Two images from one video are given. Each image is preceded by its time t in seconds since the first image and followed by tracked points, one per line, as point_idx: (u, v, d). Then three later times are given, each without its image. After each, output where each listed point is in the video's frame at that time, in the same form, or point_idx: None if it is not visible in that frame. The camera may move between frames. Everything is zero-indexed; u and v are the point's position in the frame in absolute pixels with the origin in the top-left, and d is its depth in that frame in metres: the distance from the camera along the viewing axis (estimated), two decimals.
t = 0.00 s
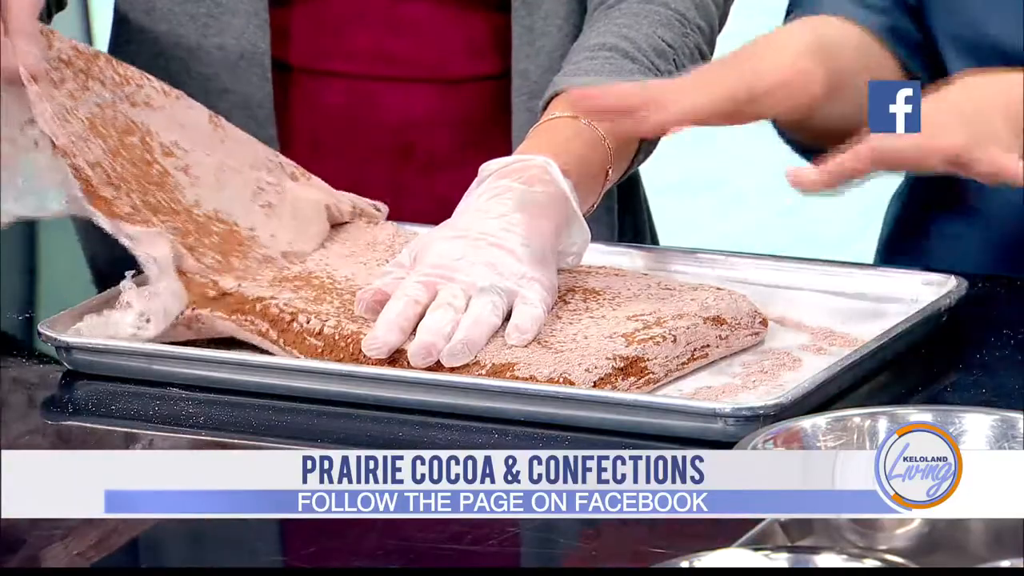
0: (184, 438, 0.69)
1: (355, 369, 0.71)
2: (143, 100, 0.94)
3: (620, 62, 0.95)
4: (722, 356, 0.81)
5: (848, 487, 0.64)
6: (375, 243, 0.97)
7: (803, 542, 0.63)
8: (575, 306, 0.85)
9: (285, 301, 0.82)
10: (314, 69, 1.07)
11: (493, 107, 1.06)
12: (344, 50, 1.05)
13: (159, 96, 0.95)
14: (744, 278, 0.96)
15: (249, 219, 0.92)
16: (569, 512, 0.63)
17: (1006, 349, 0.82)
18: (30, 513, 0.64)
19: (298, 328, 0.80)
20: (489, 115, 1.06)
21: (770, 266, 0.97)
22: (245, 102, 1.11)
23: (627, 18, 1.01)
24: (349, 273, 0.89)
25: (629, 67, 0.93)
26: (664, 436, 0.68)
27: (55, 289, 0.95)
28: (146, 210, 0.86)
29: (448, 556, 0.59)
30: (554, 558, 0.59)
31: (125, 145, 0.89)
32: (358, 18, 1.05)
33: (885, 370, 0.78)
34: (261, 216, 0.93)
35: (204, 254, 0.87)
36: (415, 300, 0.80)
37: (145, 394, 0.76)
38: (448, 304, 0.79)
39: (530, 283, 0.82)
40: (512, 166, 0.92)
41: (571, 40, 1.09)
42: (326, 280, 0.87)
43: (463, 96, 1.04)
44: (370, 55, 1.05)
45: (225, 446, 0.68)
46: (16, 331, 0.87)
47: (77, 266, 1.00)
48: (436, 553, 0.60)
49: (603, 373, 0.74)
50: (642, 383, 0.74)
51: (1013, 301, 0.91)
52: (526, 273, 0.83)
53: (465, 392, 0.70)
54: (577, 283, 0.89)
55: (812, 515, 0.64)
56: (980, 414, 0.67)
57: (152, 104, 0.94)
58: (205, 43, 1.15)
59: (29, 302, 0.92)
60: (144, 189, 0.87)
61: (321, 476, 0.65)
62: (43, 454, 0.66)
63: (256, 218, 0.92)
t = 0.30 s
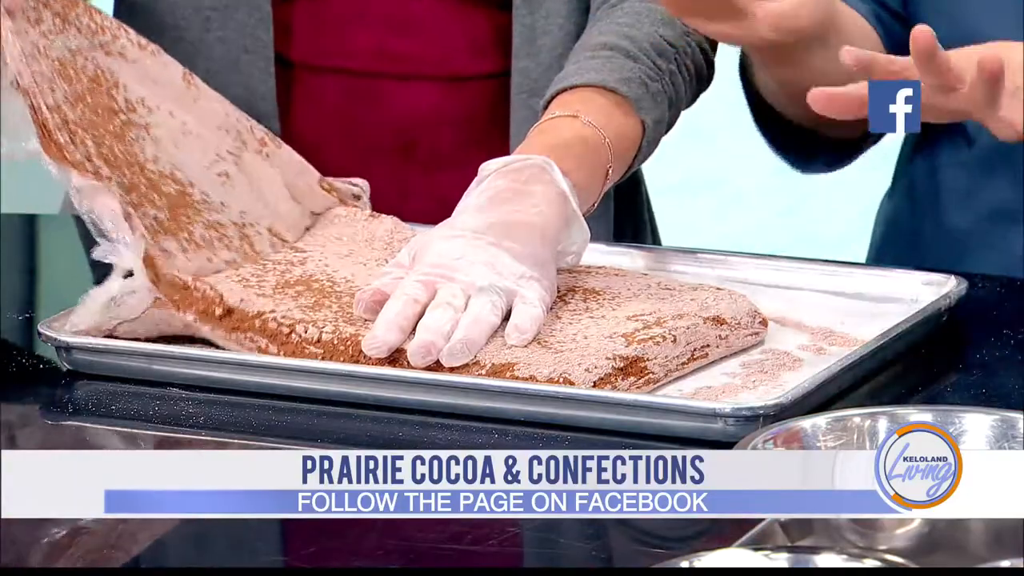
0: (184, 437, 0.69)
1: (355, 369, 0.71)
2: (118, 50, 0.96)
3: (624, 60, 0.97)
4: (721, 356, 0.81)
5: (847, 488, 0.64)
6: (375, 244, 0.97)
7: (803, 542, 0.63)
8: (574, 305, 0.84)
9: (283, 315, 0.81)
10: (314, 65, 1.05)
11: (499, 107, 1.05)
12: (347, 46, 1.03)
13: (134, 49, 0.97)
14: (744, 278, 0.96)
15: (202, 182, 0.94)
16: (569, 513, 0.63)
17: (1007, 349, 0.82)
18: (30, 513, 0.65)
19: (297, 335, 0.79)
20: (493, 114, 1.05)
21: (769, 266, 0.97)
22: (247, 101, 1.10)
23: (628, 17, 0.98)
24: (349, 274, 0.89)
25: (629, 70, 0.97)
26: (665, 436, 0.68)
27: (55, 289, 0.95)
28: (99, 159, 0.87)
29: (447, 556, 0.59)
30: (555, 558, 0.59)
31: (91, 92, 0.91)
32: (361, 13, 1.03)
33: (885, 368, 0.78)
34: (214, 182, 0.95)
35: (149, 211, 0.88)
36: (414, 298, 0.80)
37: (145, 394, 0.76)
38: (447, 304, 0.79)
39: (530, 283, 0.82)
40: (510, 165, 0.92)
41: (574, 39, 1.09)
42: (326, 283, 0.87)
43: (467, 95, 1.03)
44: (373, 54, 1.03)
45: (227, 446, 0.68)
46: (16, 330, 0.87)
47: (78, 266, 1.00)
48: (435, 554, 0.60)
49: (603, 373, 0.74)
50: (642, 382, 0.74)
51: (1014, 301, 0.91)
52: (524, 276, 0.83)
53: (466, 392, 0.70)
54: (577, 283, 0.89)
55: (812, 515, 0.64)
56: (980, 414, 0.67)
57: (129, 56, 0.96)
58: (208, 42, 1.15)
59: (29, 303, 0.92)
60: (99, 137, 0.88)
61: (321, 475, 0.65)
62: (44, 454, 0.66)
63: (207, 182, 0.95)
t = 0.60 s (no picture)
0: (185, 437, 0.69)
1: (355, 369, 0.70)
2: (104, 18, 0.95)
3: (624, 60, 0.98)
4: (721, 356, 0.81)
5: (847, 488, 0.64)
6: (375, 244, 0.97)
7: (803, 542, 0.63)
8: (572, 305, 0.85)
9: (280, 325, 0.80)
10: (317, 63, 1.06)
11: (501, 106, 1.06)
12: (351, 43, 1.03)
13: (120, 18, 0.97)
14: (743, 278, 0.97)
15: (172, 154, 0.95)
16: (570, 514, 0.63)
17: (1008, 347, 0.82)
18: (30, 513, 0.64)
19: (293, 342, 0.79)
20: (495, 113, 1.06)
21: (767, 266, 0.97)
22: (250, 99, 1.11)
23: (628, 18, 1.01)
24: (348, 274, 0.89)
25: (630, 70, 0.98)
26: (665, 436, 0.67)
27: (54, 289, 0.95)
28: (67, 122, 0.84)
29: (447, 556, 0.59)
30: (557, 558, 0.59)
31: (70, 55, 0.89)
32: (365, 9, 1.02)
33: (885, 368, 0.78)
34: (187, 157, 0.96)
35: (108, 175, 0.87)
36: (414, 297, 0.80)
37: (146, 394, 0.76)
38: (446, 303, 0.79)
39: (529, 283, 0.82)
40: (509, 165, 0.92)
41: (574, 40, 1.10)
42: (326, 283, 0.87)
43: (469, 93, 1.04)
44: (377, 51, 1.02)
45: (227, 446, 0.68)
46: (16, 330, 0.87)
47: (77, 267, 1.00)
48: (436, 554, 0.60)
49: (603, 373, 0.74)
50: (643, 381, 0.75)
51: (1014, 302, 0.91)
52: (524, 274, 0.83)
53: (467, 392, 0.69)
54: (577, 283, 0.89)
55: (812, 515, 0.64)
56: (980, 414, 0.68)
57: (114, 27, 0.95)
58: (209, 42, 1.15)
59: (29, 304, 0.92)
60: (71, 101, 0.86)
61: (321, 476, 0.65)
62: (44, 454, 0.66)
63: (179, 155, 0.95)
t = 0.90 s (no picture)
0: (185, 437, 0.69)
1: (355, 368, 0.71)
2: None
3: (624, 60, 0.98)
4: (720, 356, 0.81)
5: (846, 488, 0.64)
6: (374, 245, 0.96)
7: (803, 542, 0.62)
8: (571, 305, 0.84)
9: (279, 324, 0.80)
10: (319, 60, 1.05)
11: (502, 104, 1.06)
12: (355, 40, 1.03)
13: None
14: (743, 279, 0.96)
15: (156, 125, 0.95)
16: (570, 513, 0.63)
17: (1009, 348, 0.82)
18: (28, 513, 0.63)
19: (292, 342, 0.79)
20: (496, 112, 1.06)
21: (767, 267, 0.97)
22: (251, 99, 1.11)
23: (627, 18, 1.01)
24: (348, 274, 0.89)
25: (629, 70, 0.98)
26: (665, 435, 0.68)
27: (53, 289, 0.95)
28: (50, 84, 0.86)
29: (447, 556, 0.59)
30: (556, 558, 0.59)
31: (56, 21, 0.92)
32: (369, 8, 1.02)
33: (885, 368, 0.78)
34: (170, 130, 0.96)
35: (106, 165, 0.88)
36: (414, 297, 0.79)
37: (145, 394, 0.76)
38: (446, 303, 0.79)
39: (530, 283, 0.82)
40: (509, 166, 0.92)
41: (575, 40, 1.10)
42: (326, 283, 0.87)
43: (471, 92, 1.04)
44: (381, 49, 1.02)
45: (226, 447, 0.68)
46: (16, 329, 0.87)
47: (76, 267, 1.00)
48: (435, 553, 0.59)
49: (603, 373, 0.74)
50: (643, 381, 0.75)
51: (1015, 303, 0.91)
52: (524, 273, 0.83)
53: (467, 392, 0.70)
54: (576, 284, 0.89)
55: (812, 515, 0.63)
56: (980, 414, 0.68)
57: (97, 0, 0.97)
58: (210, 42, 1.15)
59: (28, 305, 0.92)
60: (56, 64, 0.88)
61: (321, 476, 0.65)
62: (43, 454, 0.66)
63: (161, 127, 0.95)
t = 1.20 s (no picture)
0: (185, 437, 0.69)
1: (354, 368, 0.71)
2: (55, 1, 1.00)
3: (623, 59, 0.98)
4: (719, 356, 0.81)
5: (846, 488, 0.64)
6: (374, 245, 0.96)
7: (803, 542, 0.62)
8: (571, 305, 0.84)
9: (277, 324, 0.80)
10: (319, 60, 1.05)
11: (501, 104, 1.06)
12: (356, 39, 1.03)
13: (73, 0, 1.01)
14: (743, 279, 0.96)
15: (132, 127, 0.96)
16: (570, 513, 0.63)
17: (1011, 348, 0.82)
18: (30, 513, 0.64)
19: (291, 342, 0.78)
20: (495, 111, 1.06)
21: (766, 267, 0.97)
22: (252, 98, 1.11)
23: (626, 16, 1.00)
24: (346, 274, 0.89)
25: (629, 70, 0.98)
26: (665, 435, 0.68)
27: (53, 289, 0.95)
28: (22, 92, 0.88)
29: (448, 556, 0.59)
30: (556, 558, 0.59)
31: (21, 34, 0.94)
32: (371, 7, 1.02)
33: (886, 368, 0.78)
34: (146, 130, 0.97)
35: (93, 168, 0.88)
36: (414, 298, 0.79)
37: (146, 394, 0.76)
38: (446, 304, 0.79)
39: (530, 283, 0.82)
40: (508, 166, 0.92)
41: (575, 39, 1.09)
42: (325, 282, 0.87)
43: (470, 91, 1.04)
44: (383, 48, 1.02)
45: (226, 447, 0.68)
46: (15, 329, 0.87)
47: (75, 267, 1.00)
48: (436, 553, 0.59)
49: (603, 373, 0.74)
50: (642, 381, 0.75)
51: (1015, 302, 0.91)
52: (524, 273, 0.83)
53: (467, 392, 0.70)
54: (576, 283, 0.89)
55: (812, 515, 0.63)
56: (980, 414, 0.69)
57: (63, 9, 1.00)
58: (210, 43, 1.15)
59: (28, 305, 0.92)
60: (22, 72, 0.90)
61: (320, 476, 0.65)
62: (42, 455, 0.66)
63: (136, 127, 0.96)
